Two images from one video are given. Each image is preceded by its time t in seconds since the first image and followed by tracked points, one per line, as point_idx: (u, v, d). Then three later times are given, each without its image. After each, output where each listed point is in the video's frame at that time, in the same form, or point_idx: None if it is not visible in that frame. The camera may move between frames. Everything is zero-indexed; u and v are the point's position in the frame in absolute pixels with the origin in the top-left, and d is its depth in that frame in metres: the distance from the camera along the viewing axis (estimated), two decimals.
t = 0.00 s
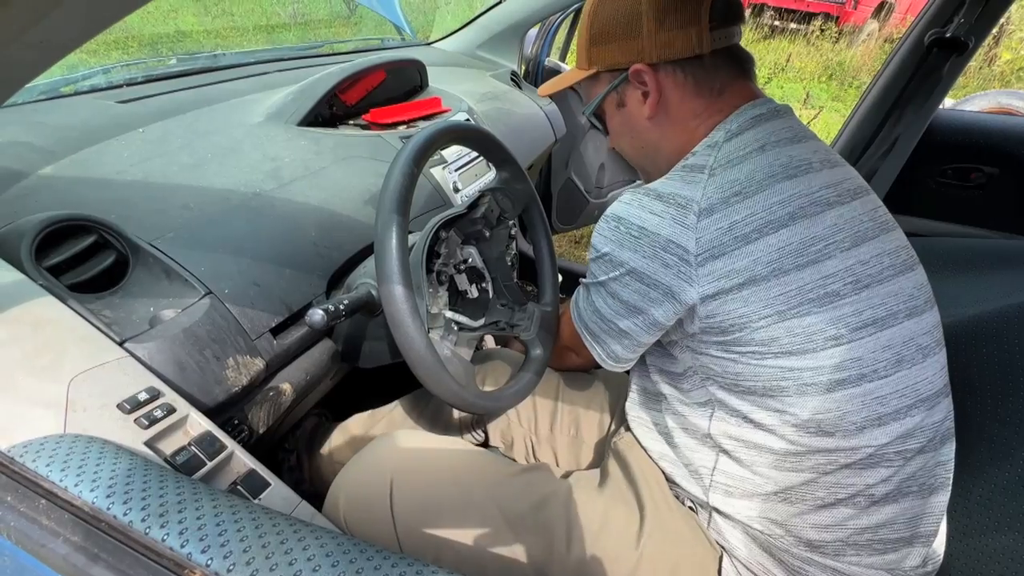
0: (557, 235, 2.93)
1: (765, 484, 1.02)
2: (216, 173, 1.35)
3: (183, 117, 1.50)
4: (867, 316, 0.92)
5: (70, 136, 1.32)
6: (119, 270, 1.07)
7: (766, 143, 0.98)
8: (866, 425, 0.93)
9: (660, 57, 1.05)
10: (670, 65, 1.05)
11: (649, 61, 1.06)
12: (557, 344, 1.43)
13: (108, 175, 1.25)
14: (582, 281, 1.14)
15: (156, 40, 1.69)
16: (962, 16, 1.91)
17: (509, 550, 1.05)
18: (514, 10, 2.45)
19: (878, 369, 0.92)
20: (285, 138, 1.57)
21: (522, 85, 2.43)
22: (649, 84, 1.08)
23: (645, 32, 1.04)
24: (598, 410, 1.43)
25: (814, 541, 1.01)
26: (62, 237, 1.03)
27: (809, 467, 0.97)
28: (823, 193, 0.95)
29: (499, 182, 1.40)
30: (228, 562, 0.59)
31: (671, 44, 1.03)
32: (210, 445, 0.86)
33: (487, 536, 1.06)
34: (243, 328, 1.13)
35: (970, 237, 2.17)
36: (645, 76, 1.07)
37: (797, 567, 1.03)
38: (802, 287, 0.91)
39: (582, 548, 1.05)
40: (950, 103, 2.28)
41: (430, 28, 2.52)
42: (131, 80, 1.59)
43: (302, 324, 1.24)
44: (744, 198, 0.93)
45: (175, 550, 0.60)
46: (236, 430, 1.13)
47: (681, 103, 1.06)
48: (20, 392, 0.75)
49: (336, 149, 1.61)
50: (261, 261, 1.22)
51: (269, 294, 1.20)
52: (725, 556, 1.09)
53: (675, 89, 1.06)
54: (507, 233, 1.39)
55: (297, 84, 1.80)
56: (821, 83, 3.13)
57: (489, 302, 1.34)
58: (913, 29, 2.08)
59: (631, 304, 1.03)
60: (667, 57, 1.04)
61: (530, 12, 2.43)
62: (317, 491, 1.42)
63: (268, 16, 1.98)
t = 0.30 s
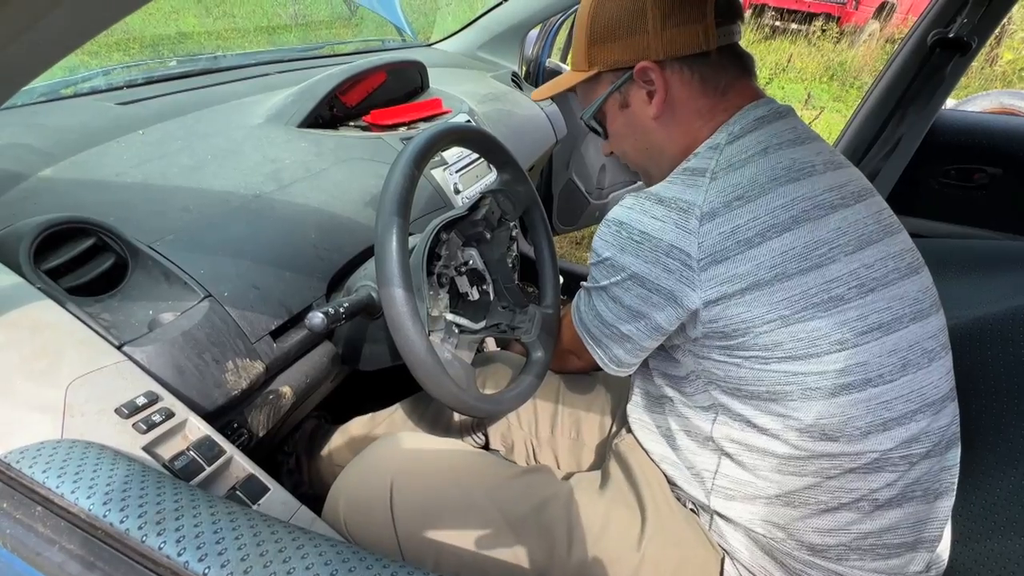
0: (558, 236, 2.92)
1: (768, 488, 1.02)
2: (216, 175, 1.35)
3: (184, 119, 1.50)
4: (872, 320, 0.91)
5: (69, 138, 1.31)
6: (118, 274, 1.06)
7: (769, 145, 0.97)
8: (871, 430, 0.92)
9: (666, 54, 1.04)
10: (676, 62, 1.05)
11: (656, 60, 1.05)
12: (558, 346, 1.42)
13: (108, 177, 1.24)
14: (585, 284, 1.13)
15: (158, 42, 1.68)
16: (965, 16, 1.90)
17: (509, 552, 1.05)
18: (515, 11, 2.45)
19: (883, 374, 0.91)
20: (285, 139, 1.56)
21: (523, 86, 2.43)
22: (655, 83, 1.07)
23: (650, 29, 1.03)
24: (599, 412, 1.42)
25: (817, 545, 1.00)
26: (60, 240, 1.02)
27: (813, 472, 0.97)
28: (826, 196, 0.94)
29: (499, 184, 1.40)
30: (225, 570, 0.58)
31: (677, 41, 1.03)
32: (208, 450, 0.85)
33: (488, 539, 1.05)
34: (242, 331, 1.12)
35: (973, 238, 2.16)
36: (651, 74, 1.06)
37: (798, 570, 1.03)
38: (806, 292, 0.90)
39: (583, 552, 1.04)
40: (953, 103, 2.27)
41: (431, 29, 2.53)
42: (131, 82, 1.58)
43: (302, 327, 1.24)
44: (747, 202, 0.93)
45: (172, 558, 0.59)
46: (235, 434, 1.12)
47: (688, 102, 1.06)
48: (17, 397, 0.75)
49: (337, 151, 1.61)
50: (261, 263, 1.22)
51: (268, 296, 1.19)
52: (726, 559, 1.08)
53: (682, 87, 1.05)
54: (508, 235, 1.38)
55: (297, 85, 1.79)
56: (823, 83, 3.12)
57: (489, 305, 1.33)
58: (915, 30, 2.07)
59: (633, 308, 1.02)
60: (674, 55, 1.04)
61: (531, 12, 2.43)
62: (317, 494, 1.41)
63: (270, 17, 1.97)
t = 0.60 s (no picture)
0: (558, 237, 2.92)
1: (765, 492, 1.01)
2: (213, 177, 1.35)
3: (182, 121, 1.50)
4: (873, 326, 0.91)
5: (67, 141, 1.31)
6: (114, 276, 1.06)
7: (770, 147, 0.97)
8: (869, 436, 0.92)
9: (667, 54, 1.04)
10: (677, 62, 1.04)
11: (657, 59, 1.05)
12: (556, 349, 1.42)
13: (104, 179, 1.24)
14: (584, 286, 1.13)
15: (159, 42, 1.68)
16: (966, 16, 1.90)
17: (506, 554, 1.04)
18: (515, 12, 2.45)
19: (883, 380, 0.91)
20: (283, 141, 1.56)
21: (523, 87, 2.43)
22: (656, 83, 1.06)
23: (650, 29, 1.03)
24: (597, 415, 1.41)
25: (812, 549, 1.00)
26: (55, 242, 1.02)
27: (810, 477, 0.96)
28: (829, 200, 0.94)
29: (497, 186, 1.40)
30: None
31: (677, 41, 1.03)
32: (202, 454, 0.85)
33: (485, 543, 1.04)
34: (238, 334, 1.12)
35: (973, 240, 2.16)
36: (652, 74, 1.06)
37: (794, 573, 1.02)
38: (806, 296, 0.90)
39: (580, 554, 1.04)
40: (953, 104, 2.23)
41: (431, 31, 2.52)
42: (129, 84, 1.58)
43: (299, 330, 1.23)
44: (748, 206, 0.92)
45: (161, 565, 0.59)
46: (230, 437, 1.12)
47: (690, 102, 1.06)
48: (9, 401, 0.74)
49: (335, 152, 1.61)
50: (257, 266, 1.21)
51: (265, 299, 1.19)
52: (723, 562, 1.08)
53: (683, 87, 1.05)
54: (506, 236, 1.38)
55: (296, 87, 1.79)
56: (824, 84, 3.11)
57: (488, 306, 1.34)
58: (915, 31, 2.07)
59: (633, 311, 1.02)
60: (674, 54, 1.04)
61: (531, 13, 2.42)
62: (314, 496, 1.41)
63: (271, 18, 1.96)
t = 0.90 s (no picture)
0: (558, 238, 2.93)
1: (759, 490, 1.02)
2: (214, 177, 1.35)
3: (183, 121, 1.50)
4: (860, 323, 0.91)
5: (68, 141, 1.32)
6: (115, 275, 1.06)
7: (756, 150, 0.98)
8: (858, 432, 0.92)
9: (660, 58, 1.04)
10: (671, 66, 1.05)
11: (651, 63, 1.05)
12: (555, 349, 1.42)
13: (105, 179, 1.25)
14: (577, 287, 1.14)
15: (161, 43, 1.68)
16: (965, 18, 1.90)
17: (504, 553, 1.05)
18: (515, 12, 2.45)
19: (872, 376, 0.91)
20: (284, 142, 1.57)
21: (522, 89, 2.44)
22: (650, 87, 1.07)
23: (643, 34, 1.04)
24: (595, 415, 1.42)
25: (806, 547, 1.00)
26: (56, 241, 1.03)
27: (802, 474, 0.97)
28: (813, 199, 0.94)
29: (496, 186, 1.40)
30: (212, 573, 0.59)
31: (670, 45, 1.04)
32: (201, 451, 0.85)
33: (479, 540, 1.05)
34: (238, 332, 1.13)
35: (972, 241, 2.16)
36: (647, 78, 1.06)
37: (788, 571, 1.03)
38: (793, 294, 0.90)
39: (575, 552, 1.04)
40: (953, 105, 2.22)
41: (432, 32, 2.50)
42: (130, 84, 1.59)
43: (298, 329, 1.24)
44: (733, 206, 0.93)
45: (159, 560, 0.60)
46: (230, 435, 1.13)
47: (683, 105, 1.06)
48: (9, 398, 0.75)
49: (335, 153, 1.61)
50: (257, 265, 1.22)
51: (264, 298, 1.20)
52: (718, 560, 1.08)
53: (677, 90, 1.06)
54: (506, 236, 1.39)
55: (296, 87, 1.80)
56: (825, 87, 3.11)
57: (487, 306, 1.35)
58: (914, 34, 2.08)
59: (624, 311, 1.03)
60: (668, 58, 1.04)
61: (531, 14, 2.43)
62: (313, 494, 1.42)
63: (272, 19, 1.95)
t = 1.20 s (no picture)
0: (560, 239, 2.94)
1: (760, 490, 1.02)
2: (219, 178, 1.36)
3: (189, 122, 1.51)
4: (859, 323, 0.92)
5: (75, 142, 1.33)
6: (122, 275, 1.07)
7: (755, 153, 0.98)
8: (858, 432, 0.93)
9: (661, 63, 1.05)
10: (671, 70, 1.06)
11: (651, 68, 1.06)
12: (558, 350, 1.43)
13: (112, 180, 1.25)
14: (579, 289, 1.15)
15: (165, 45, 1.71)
16: (968, 20, 1.90)
17: (508, 552, 1.05)
18: (518, 14, 2.46)
19: (871, 376, 0.92)
20: (289, 143, 1.58)
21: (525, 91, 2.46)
22: (651, 92, 1.08)
23: (643, 38, 1.05)
24: (598, 415, 1.43)
25: (807, 547, 1.01)
26: (65, 242, 1.03)
27: (803, 474, 0.97)
28: (811, 202, 0.95)
29: (500, 188, 1.41)
30: (222, 569, 0.59)
31: (670, 50, 1.04)
32: (208, 449, 0.86)
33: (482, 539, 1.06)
34: (243, 332, 1.13)
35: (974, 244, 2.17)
36: (647, 83, 1.07)
37: (790, 571, 1.03)
38: (792, 295, 0.91)
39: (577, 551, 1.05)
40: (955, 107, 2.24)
41: (434, 32, 2.58)
42: (136, 86, 1.60)
43: (303, 329, 1.25)
44: (732, 209, 0.94)
45: (170, 557, 0.60)
46: (236, 434, 1.13)
47: (684, 108, 1.07)
48: (19, 396, 0.75)
49: (339, 154, 1.62)
50: (263, 265, 1.23)
51: (270, 298, 1.21)
52: (720, 559, 1.09)
53: (677, 94, 1.07)
54: (509, 237, 1.40)
55: (300, 89, 1.81)
56: (827, 88, 3.08)
57: (490, 307, 1.35)
58: (915, 37, 2.08)
59: (626, 313, 1.04)
60: (668, 63, 1.05)
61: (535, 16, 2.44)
62: (316, 493, 1.43)
63: (275, 19, 2.01)
